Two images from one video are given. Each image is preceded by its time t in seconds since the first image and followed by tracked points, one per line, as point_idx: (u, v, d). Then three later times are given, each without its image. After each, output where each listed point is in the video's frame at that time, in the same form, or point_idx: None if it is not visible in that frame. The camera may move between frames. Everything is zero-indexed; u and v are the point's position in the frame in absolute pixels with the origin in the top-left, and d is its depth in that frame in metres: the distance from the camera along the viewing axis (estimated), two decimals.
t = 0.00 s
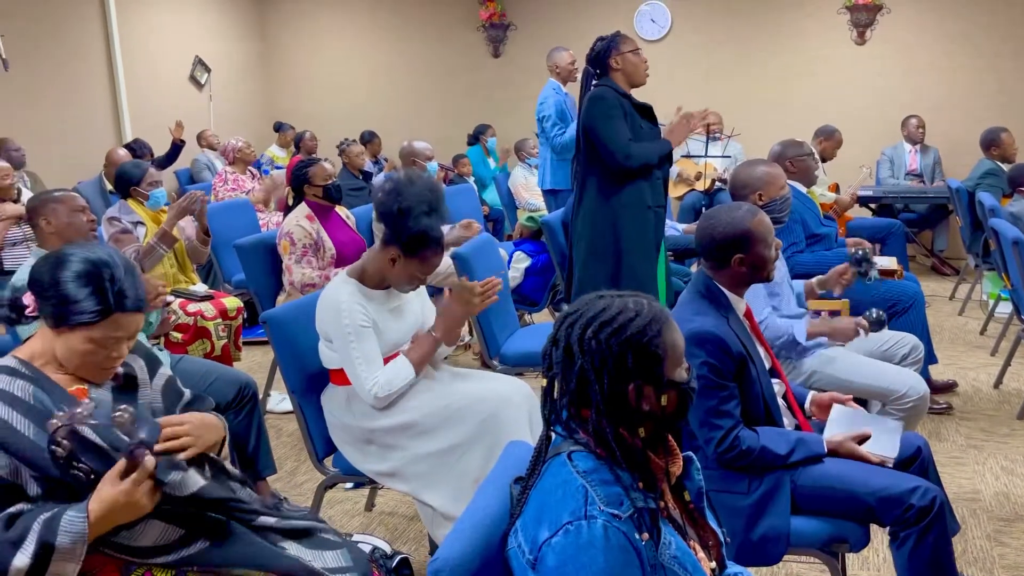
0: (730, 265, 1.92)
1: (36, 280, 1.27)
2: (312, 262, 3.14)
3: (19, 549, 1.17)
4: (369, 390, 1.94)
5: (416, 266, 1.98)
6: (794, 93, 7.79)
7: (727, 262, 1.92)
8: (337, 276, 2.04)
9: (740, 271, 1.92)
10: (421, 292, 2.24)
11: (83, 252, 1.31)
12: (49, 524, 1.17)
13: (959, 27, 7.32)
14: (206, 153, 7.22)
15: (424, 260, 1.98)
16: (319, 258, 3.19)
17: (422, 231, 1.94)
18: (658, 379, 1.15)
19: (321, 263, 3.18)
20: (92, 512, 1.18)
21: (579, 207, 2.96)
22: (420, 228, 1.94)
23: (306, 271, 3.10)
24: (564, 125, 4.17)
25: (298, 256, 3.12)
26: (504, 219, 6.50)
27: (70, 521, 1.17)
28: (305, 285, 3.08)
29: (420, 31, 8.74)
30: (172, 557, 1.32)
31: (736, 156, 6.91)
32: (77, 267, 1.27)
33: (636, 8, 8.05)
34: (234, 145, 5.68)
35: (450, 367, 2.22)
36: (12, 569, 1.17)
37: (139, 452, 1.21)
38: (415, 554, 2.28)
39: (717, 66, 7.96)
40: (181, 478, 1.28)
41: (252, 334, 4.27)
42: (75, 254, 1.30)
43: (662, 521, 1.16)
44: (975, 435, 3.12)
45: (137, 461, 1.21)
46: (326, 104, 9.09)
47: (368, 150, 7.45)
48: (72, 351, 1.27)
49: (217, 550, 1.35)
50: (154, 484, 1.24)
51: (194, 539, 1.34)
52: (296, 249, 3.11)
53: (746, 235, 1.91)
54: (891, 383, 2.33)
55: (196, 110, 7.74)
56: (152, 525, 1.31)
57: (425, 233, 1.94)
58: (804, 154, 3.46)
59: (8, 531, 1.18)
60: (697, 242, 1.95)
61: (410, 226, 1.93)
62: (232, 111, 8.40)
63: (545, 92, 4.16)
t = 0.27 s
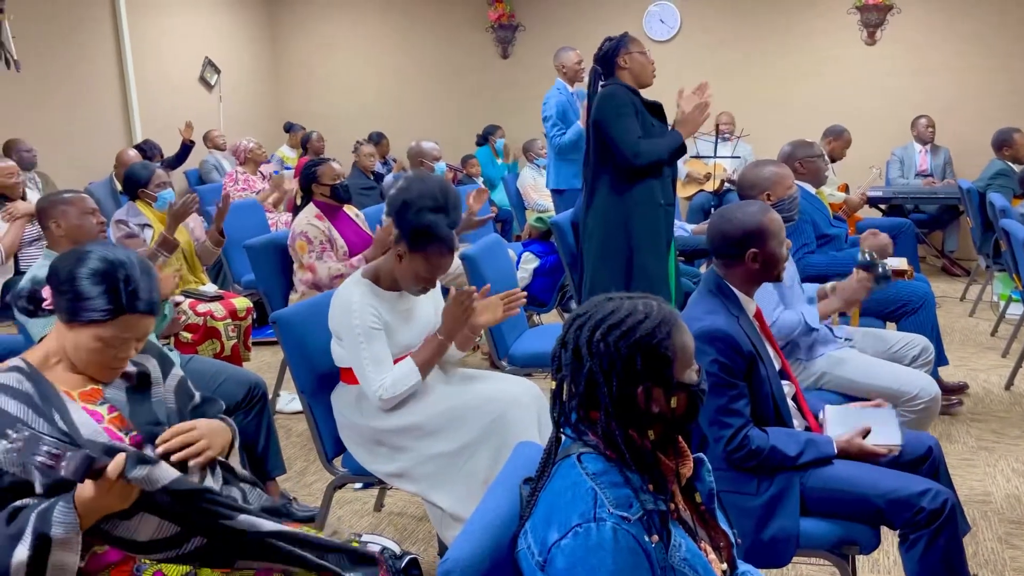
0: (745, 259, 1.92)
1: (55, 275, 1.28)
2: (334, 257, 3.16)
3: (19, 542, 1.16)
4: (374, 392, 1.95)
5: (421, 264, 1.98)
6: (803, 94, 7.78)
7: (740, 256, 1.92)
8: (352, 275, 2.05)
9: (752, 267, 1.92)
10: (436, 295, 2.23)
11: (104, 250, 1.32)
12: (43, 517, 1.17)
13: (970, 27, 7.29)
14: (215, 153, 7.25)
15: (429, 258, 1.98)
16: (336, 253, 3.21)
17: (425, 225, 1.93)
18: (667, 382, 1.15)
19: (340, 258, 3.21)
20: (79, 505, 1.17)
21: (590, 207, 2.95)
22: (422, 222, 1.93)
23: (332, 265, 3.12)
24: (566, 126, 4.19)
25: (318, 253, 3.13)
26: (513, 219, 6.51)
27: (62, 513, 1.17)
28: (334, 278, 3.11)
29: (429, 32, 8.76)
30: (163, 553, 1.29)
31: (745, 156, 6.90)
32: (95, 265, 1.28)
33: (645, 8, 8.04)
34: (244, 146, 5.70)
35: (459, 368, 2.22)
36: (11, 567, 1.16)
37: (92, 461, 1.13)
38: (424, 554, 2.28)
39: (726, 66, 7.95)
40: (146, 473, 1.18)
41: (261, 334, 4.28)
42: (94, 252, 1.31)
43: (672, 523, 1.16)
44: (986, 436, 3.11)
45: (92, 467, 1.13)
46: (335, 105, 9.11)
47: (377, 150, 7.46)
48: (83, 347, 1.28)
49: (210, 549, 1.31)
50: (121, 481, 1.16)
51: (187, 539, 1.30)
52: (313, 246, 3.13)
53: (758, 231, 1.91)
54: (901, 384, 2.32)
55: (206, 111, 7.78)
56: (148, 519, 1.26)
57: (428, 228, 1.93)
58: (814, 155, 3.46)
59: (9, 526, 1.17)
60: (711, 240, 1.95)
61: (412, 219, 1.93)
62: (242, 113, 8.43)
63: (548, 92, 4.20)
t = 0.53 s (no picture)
0: (752, 258, 1.91)
1: (65, 272, 1.29)
2: (334, 263, 3.17)
3: (18, 539, 1.14)
4: (392, 387, 1.95)
5: (434, 257, 1.98)
6: (814, 94, 7.76)
7: (748, 256, 1.92)
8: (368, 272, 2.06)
9: (761, 266, 1.91)
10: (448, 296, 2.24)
11: (115, 250, 1.32)
12: (39, 513, 1.15)
13: (982, 27, 7.25)
14: (226, 154, 7.27)
15: (442, 250, 1.98)
16: (339, 259, 3.21)
17: (435, 216, 1.95)
18: (677, 383, 1.15)
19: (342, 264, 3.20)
20: (69, 500, 1.15)
21: (602, 205, 2.95)
22: (433, 213, 1.95)
23: (330, 273, 3.12)
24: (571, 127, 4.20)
25: (319, 258, 3.15)
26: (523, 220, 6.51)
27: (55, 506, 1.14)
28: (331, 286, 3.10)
29: (439, 33, 8.77)
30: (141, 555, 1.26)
31: (755, 157, 6.88)
32: (104, 266, 1.28)
33: (655, 9, 8.03)
34: (255, 147, 5.73)
35: (470, 367, 2.22)
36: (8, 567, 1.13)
37: (76, 460, 1.11)
38: (434, 554, 2.29)
39: (735, 66, 7.94)
40: (129, 463, 1.12)
41: (272, 334, 4.30)
42: (105, 251, 1.31)
43: (683, 524, 1.16)
44: (998, 438, 3.10)
45: (79, 467, 1.11)
46: (345, 106, 9.13)
47: (387, 151, 7.47)
48: (88, 346, 1.30)
49: (192, 549, 1.25)
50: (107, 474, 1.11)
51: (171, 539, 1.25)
52: (315, 251, 3.14)
53: (767, 231, 1.90)
54: (912, 386, 2.31)
55: (217, 111, 7.81)
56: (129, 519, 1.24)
57: (439, 218, 1.95)
58: (826, 156, 3.45)
59: (8, 522, 1.15)
60: (720, 241, 1.96)
61: (423, 211, 1.94)
62: (252, 114, 8.46)
63: (556, 91, 4.21)
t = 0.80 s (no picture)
0: (764, 263, 1.91)
1: (89, 275, 1.31)
2: (343, 264, 3.16)
3: (12, 530, 1.16)
4: (396, 387, 1.95)
5: (445, 261, 1.99)
6: (824, 95, 7.73)
7: (760, 260, 1.91)
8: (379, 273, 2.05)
9: (772, 270, 1.91)
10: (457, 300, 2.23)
11: (136, 256, 1.32)
12: (31, 502, 1.16)
13: (994, 27, 7.21)
14: (237, 155, 7.30)
15: (451, 254, 1.98)
16: (349, 260, 3.20)
17: (444, 220, 1.95)
18: (689, 383, 1.15)
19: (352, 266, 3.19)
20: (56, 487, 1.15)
21: (612, 206, 2.94)
22: (442, 217, 1.95)
23: (338, 274, 3.10)
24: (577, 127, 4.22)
25: (328, 259, 3.15)
26: (532, 221, 6.51)
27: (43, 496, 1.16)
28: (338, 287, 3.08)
29: (449, 33, 8.78)
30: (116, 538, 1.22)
31: (766, 157, 6.86)
32: (123, 272, 1.29)
33: (665, 9, 8.02)
34: (265, 147, 5.75)
35: (480, 368, 2.22)
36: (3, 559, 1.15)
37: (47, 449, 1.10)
38: (444, 554, 2.29)
39: (746, 67, 7.91)
40: (107, 443, 1.14)
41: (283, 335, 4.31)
42: (129, 257, 1.32)
43: (695, 525, 1.16)
44: (1011, 441, 3.08)
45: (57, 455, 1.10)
46: (355, 107, 9.15)
47: (397, 152, 7.49)
48: (102, 350, 1.32)
49: (171, 532, 1.23)
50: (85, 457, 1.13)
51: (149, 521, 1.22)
52: (325, 252, 3.14)
53: (778, 235, 1.90)
54: (924, 388, 2.30)
55: (227, 112, 7.84)
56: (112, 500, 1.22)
57: (448, 223, 1.95)
58: (836, 157, 3.44)
59: (7, 513, 1.18)
60: (732, 244, 1.94)
61: (433, 214, 1.95)
62: (262, 114, 8.49)
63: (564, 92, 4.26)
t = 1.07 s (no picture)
0: (777, 266, 1.91)
1: (110, 280, 1.31)
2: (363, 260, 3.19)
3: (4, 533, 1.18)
4: (420, 387, 1.95)
5: (454, 261, 1.98)
6: (835, 96, 7.71)
7: (774, 263, 1.91)
8: (392, 275, 2.06)
9: (786, 274, 1.91)
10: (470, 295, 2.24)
11: (153, 255, 1.33)
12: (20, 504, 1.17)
13: (1008, 27, 7.17)
14: (248, 156, 7.32)
15: (459, 253, 1.97)
16: (367, 258, 3.22)
17: (450, 218, 1.95)
18: (702, 381, 1.14)
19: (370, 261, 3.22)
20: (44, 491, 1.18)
21: (623, 208, 2.94)
22: (447, 215, 1.95)
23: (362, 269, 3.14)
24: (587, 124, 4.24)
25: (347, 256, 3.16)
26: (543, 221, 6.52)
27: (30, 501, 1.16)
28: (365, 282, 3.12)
29: (460, 34, 8.78)
30: (76, 545, 1.27)
31: (776, 158, 6.85)
32: (145, 273, 1.30)
33: (676, 10, 8.00)
34: (276, 148, 5.77)
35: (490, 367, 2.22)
36: None
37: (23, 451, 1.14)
38: (454, 554, 2.29)
39: (757, 67, 7.89)
40: (80, 450, 1.17)
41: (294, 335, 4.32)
42: (144, 258, 1.32)
43: (707, 526, 1.16)
44: None
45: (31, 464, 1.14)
46: (366, 108, 9.17)
47: (408, 152, 7.50)
48: (136, 353, 1.33)
49: (126, 552, 1.26)
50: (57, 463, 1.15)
51: (105, 537, 1.28)
52: (344, 250, 3.15)
53: (793, 237, 1.89)
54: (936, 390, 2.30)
55: (239, 113, 7.87)
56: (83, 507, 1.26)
57: (453, 220, 1.94)
58: (847, 157, 3.42)
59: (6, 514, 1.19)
60: (744, 246, 1.94)
61: (437, 213, 1.95)
62: (274, 115, 8.51)
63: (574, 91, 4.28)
